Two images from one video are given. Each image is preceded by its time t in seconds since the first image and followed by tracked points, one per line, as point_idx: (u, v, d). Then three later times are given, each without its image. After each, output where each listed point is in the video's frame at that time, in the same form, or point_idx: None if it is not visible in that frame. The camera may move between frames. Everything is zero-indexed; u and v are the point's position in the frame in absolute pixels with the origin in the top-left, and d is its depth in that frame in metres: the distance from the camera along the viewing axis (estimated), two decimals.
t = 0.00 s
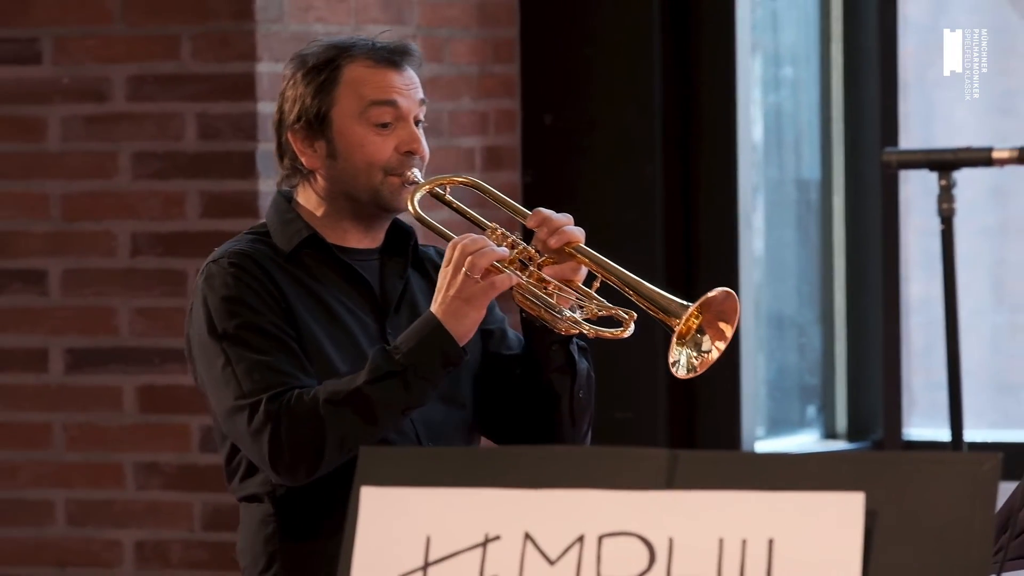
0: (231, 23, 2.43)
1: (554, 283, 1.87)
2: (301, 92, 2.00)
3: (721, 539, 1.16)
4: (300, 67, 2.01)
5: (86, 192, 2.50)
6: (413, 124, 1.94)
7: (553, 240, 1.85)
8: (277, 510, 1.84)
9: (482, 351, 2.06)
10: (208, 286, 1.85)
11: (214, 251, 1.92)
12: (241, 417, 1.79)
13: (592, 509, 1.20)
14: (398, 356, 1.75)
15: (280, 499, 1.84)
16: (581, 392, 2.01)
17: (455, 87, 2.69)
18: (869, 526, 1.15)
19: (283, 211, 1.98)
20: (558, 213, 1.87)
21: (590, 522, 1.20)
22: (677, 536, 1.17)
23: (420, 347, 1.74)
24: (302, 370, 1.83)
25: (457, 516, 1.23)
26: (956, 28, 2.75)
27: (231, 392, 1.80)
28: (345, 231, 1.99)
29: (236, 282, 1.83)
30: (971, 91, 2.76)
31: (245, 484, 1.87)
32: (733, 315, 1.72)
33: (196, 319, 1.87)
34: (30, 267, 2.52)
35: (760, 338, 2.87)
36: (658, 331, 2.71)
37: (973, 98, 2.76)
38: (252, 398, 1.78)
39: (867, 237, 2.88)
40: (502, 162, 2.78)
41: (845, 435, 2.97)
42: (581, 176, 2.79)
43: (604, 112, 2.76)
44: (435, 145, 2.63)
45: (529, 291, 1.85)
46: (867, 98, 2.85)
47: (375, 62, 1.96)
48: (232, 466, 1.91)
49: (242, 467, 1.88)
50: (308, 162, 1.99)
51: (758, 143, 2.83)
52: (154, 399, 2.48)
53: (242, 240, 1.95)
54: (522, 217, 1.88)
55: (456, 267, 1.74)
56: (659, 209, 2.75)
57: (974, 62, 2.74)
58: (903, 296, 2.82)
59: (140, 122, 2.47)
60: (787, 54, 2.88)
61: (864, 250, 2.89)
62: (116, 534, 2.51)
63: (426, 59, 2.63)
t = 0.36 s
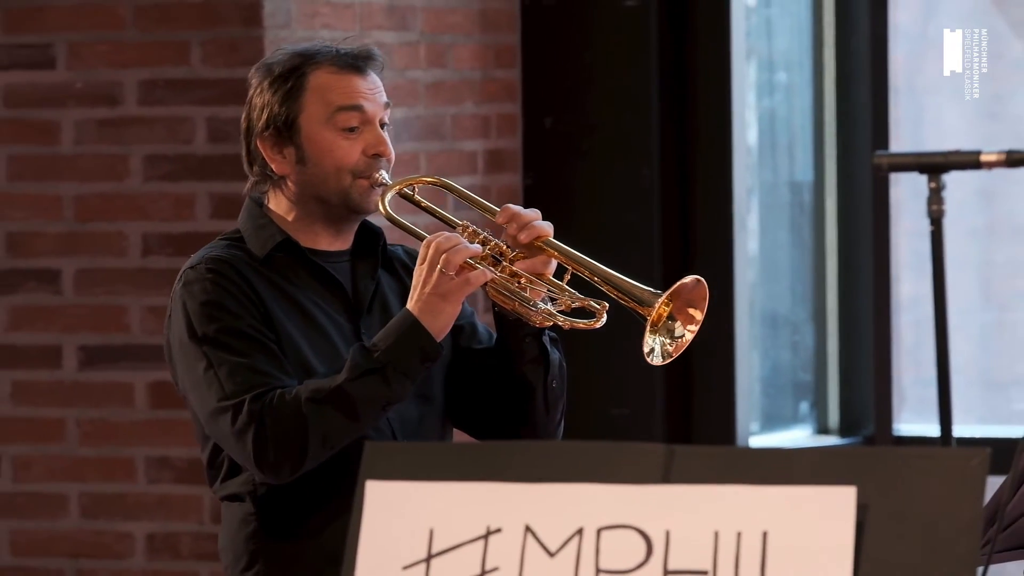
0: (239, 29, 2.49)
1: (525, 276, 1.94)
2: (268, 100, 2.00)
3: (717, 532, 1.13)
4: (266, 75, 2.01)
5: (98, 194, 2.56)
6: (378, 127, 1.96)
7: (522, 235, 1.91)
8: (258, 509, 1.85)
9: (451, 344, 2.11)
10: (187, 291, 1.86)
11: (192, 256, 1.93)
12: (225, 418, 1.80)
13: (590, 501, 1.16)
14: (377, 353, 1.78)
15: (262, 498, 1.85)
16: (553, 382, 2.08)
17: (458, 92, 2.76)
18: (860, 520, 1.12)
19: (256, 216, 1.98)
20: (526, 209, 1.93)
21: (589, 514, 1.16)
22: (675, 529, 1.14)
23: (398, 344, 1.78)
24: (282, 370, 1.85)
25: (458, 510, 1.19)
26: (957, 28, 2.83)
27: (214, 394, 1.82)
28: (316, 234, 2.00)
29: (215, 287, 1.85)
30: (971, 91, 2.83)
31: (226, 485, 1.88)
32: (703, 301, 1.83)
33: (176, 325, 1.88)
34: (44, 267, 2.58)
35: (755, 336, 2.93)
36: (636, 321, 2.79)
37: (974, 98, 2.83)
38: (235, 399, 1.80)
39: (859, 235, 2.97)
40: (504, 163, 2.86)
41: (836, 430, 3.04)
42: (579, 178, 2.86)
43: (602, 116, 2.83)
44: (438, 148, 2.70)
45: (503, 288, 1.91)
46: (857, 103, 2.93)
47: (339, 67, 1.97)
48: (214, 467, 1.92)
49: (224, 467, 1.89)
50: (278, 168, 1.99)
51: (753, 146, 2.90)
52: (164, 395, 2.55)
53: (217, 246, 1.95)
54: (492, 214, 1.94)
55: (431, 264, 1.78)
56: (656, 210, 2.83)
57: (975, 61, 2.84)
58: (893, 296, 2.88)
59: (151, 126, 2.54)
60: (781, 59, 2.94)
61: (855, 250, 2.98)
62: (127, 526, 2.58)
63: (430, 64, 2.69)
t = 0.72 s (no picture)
0: (247, 33, 2.55)
1: (519, 270, 2.00)
2: (264, 102, 2.06)
3: (713, 524, 1.16)
4: (262, 78, 2.07)
5: (109, 193, 2.62)
6: (372, 127, 2.02)
7: (516, 229, 1.97)
8: (259, 502, 1.91)
9: (447, 339, 2.17)
10: (189, 289, 1.91)
11: (193, 256, 1.98)
12: (227, 412, 1.84)
13: (590, 495, 1.20)
14: (374, 346, 1.83)
15: (263, 491, 1.91)
16: (548, 373, 2.14)
17: (460, 93, 2.82)
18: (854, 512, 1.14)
19: (254, 216, 2.04)
20: (520, 205, 1.99)
21: (588, 507, 1.20)
22: (672, 521, 1.17)
23: (394, 337, 1.83)
24: (282, 365, 1.90)
25: (460, 502, 1.23)
26: (957, 28, 2.88)
27: (216, 389, 1.86)
28: (314, 233, 2.06)
29: (216, 285, 1.90)
30: (971, 92, 2.87)
31: (229, 479, 1.94)
32: (692, 291, 1.91)
33: (178, 323, 1.93)
34: (57, 265, 2.64)
35: (751, 333, 2.99)
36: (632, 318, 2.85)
37: (974, 98, 2.87)
38: (237, 393, 1.84)
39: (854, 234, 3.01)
40: (506, 164, 2.91)
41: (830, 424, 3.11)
42: (579, 177, 2.92)
43: (601, 117, 2.89)
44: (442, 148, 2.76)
45: (498, 279, 1.96)
46: (851, 104, 2.97)
47: (333, 69, 2.03)
48: (218, 462, 1.98)
49: (228, 462, 1.95)
50: (275, 168, 2.05)
51: (749, 147, 2.96)
52: (174, 390, 2.61)
53: (217, 246, 2.01)
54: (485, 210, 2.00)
55: (428, 259, 1.85)
56: (654, 208, 2.88)
57: (975, 61, 2.89)
58: (886, 293, 2.95)
59: (160, 126, 2.60)
60: (776, 62, 3.00)
61: (850, 247, 3.02)
62: (138, 518, 2.64)
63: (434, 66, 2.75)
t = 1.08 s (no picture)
0: (255, 32, 2.62)
1: (538, 264, 2.07)
2: (295, 95, 2.14)
3: (708, 510, 1.17)
4: (294, 73, 2.16)
5: (120, 188, 2.69)
6: (400, 123, 2.09)
7: (535, 225, 2.03)
8: (283, 484, 1.98)
9: (469, 329, 2.24)
10: (217, 276, 1.99)
11: (222, 244, 2.06)
12: (251, 397, 1.92)
13: (587, 482, 1.22)
14: (395, 336, 1.89)
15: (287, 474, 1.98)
16: (565, 366, 2.20)
17: (462, 91, 2.89)
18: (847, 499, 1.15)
19: (282, 205, 2.11)
20: (540, 200, 2.05)
21: (586, 494, 1.21)
22: (668, 507, 1.18)
23: (415, 327, 1.89)
24: (306, 352, 1.97)
25: (461, 490, 1.25)
26: (957, 28, 2.95)
27: (241, 374, 1.94)
28: (341, 224, 2.12)
29: (244, 273, 1.97)
30: (971, 91, 2.93)
31: (256, 461, 2.02)
32: (706, 289, 1.97)
33: (206, 309, 2.01)
34: (68, 257, 2.71)
35: (744, 324, 3.07)
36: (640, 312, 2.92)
37: (974, 98, 2.93)
38: (261, 378, 1.91)
39: (844, 225, 3.09)
40: (506, 160, 2.99)
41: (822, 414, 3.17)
42: (577, 173, 2.99)
43: (598, 114, 2.96)
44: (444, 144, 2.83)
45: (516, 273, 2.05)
46: (843, 101, 3.04)
47: (363, 65, 2.11)
48: (244, 445, 2.06)
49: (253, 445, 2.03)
50: (304, 160, 2.12)
51: (743, 143, 3.03)
52: (183, 379, 2.68)
53: (245, 234, 2.08)
54: (506, 205, 2.06)
55: (449, 252, 1.90)
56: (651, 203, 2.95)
57: (975, 61, 2.95)
58: (876, 285, 3.01)
59: (170, 123, 2.67)
60: (770, 61, 3.08)
61: (840, 241, 3.10)
62: (147, 504, 2.70)
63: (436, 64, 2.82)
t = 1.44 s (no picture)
0: (260, 33, 2.70)
1: (566, 265, 2.14)
2: (337, 94, 2.20)
3: (702, 499, 1.18)
4: (337, 72, 2.21)
5: (129, 185, 2.76)
6: (438, 124, 2.13)
7: (564, 227, 2.10)
8: (314, 471, 2.03)
9: (500, 327, 2.29)
10: (255, 268, 2.05)
11: (260, 237, 2.12)
12: (284, 385, 1.98)
13: (585, 470, 1.22)
14: (424, 330, 1.94)
15: (318, 461, 2.03)
16: (589, 364, 2.25)
17: (462, 91, 2.96)
18: (836, 488, 1.14)
19: (321, 200, 2.18)
20: (570, 203, 2.11)
21: (583, 482, 1.22)
22: (662, 497, 1.19)
23: (444, 321, 1.93)
24: (340, 343, 2.04)
25: (461, 479, 1.26)
26: (957, 28, 3.00)
27: (275, 363, 2.00)
28: (379, 220, 2.18)
29: (281, 265, 2.03)
30: (971, 91, 3.00)
31: (289, 447, 2.07)
32: (727, 296, 2.03)
33: (244, 299, 2.07)
34: (78, 253, 2.78)
35: (736, 317, 3.14)
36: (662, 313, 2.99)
37: (974, 97, 2.99)
38: (294, 368, 1.97)
39: (833, 222, 3.15)
40: (504, 158, 3.06)
41: (812, 405, 3.23)
42: (573, 170, 3.06)
43: (592, 113, 3.04)
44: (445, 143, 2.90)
45: (544, 273, 2.11)
46: (832, 103, 3.12)
47: (405, 67, 2.15)
48: (277, 432, 2.11)
49: (286, 431, 2.09)
50: (344, 156, 2.18)
51: (735, 141, 3.10)
52: (189, 371, 2.75)
53: (284, 227, 2.14)
54: (537, 206, 2.12)
55: (478, 250, 1.95)
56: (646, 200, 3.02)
57: (974, 62, 3.02)
58: (864, 279, 3.09)
59: (177, 121, 2.74)
60: (762, 61, 3.15)
61: (828, 236, 3.16)
62: (155, 493, 2.77)
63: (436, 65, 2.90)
